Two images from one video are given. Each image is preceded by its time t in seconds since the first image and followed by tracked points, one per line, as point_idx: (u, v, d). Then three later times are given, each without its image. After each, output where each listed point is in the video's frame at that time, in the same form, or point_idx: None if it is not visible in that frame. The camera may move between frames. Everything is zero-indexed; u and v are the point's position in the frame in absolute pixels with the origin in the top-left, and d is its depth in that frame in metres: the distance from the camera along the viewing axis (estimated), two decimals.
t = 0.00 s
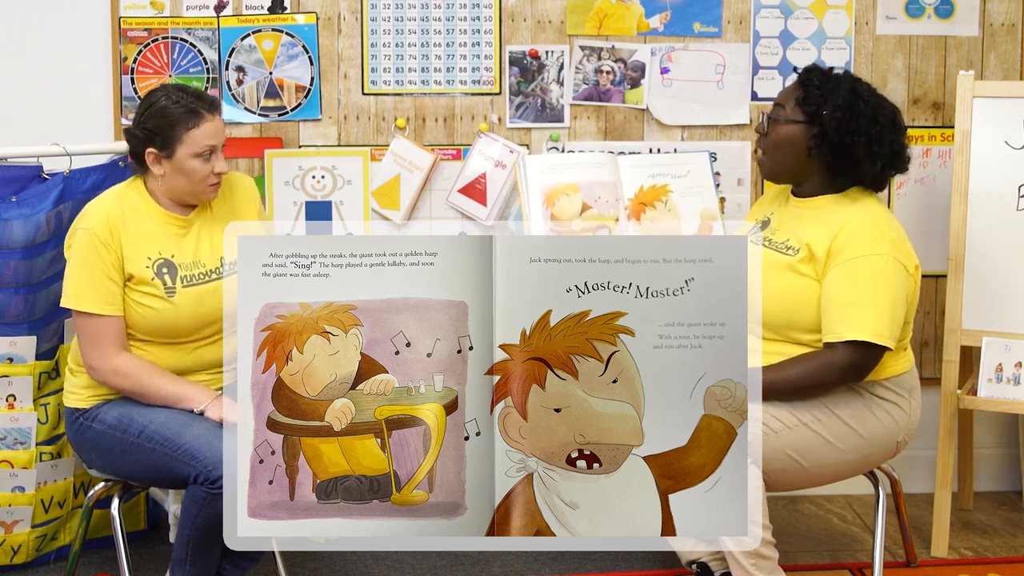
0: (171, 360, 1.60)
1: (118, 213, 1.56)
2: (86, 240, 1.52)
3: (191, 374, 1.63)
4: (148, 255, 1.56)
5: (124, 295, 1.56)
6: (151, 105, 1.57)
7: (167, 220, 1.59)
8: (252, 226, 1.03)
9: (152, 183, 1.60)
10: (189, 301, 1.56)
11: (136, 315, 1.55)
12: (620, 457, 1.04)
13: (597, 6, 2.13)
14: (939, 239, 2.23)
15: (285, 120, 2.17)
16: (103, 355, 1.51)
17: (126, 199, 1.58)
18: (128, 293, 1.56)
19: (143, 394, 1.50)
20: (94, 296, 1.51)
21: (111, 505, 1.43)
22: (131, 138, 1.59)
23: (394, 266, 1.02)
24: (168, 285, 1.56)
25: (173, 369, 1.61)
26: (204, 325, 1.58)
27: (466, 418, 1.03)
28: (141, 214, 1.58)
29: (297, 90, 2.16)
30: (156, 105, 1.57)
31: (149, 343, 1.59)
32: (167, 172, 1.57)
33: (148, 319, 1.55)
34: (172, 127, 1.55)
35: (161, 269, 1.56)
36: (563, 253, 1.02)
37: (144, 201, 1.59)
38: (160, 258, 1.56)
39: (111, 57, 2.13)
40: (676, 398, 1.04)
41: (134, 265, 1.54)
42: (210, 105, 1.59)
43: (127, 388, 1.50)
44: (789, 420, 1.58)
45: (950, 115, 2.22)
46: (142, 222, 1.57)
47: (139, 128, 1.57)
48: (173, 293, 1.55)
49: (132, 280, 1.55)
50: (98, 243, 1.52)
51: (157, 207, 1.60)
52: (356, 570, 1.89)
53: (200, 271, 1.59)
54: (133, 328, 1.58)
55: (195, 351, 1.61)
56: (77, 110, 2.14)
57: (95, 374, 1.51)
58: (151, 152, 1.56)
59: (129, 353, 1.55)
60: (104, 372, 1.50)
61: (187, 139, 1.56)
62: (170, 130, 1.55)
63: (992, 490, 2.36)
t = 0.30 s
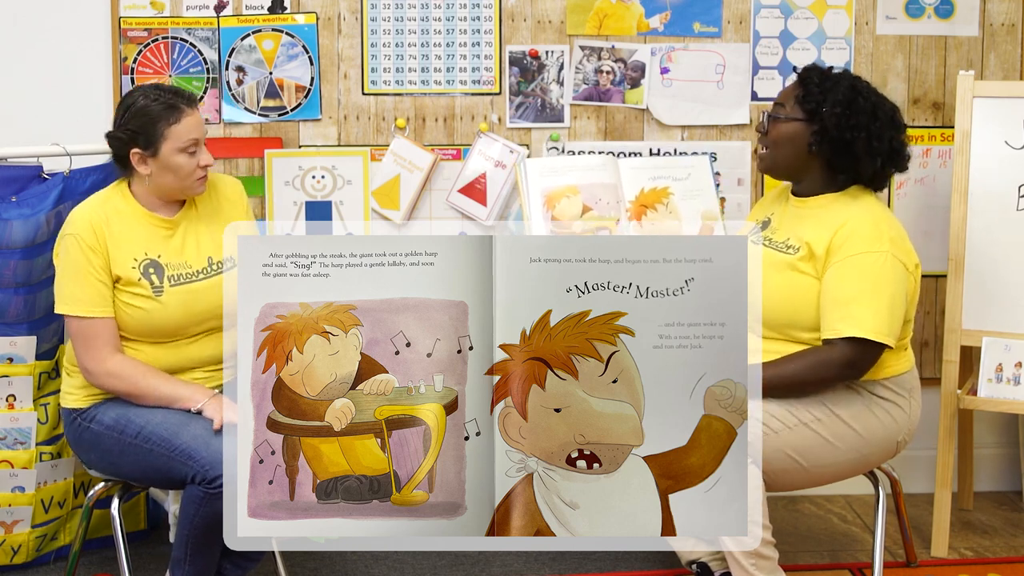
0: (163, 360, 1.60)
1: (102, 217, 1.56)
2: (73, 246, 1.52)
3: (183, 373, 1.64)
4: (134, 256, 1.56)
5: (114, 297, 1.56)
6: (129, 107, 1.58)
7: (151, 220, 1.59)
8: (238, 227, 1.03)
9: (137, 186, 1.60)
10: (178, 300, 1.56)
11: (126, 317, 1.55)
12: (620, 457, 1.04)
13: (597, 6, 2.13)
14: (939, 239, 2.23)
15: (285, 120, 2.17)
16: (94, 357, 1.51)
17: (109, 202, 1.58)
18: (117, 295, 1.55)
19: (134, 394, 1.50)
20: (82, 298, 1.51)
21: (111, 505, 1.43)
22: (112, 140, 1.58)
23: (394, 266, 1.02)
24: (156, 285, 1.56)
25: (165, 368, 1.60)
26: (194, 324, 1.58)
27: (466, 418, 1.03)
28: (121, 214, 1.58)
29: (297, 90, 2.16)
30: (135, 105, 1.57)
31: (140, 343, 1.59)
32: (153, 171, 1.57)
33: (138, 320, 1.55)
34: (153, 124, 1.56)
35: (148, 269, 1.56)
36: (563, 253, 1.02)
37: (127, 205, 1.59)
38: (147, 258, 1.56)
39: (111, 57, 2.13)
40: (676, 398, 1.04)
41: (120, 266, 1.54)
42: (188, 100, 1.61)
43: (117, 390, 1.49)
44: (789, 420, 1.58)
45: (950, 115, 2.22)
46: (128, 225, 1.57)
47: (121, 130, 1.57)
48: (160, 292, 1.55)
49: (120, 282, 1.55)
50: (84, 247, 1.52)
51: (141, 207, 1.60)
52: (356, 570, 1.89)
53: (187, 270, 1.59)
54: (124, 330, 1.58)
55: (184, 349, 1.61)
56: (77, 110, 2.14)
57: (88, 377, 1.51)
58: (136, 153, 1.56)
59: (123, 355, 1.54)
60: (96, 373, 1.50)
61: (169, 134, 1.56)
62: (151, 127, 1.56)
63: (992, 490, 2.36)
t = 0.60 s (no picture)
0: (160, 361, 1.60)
1: (101, 219, 1.56)
2: (73, 247, 1.52)
3: (180, 374, 1.63)
4: (134, 258, 1.56)
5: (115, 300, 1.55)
6: (128, 108, 1.58)
7: (151, 223, 1.59)
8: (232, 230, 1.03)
9: (136, 188, 1.60)
10: (179, 303, 1.56)
11: (126, 319, 1.55)
12: (620, 457, 1.04)
13: (597, 6, 2.13)
14: (939, 239, 2.23)
15: (284, 120, 2.17)
16: (93, 360, 1.50)
17: (108, 204, 1.58)
18: (117, 297, 1.55)
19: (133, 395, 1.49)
20: (84, 301, 1.51)
21: (111, 505, 1.43)
22: (111, 143, 1.57)
23: (394, 266, 1.02)
24: (156, 287, 1.55)
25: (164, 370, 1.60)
26: (193, 325, 1.58)
27: (466, 418, 1.03)
28: (120, 216, 1.58)
29: (297, 90, 2.16)
30: (134, 107, 1.57)
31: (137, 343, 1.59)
32: (154, 172, 1.57)
33: (139, 322, 1.55)
34: (153, 125, 1.56)
35: (148, 272, 1.56)
36: (563, 253, 1.02)
37: (126, 207, 1.59)
38: (146, 261, 1.56)
39: (111, 57, 2.13)
40: (676, 397, 1.04)
41: (120, 268, 1.54)
42: (187, 101, 1.62)
43: (117, 392, 1.49)
44: (789, 420, 1.58)
45: (950, 115, 2.22)
46: (128, 227, 1.57)
47: (120, 132, 1.57)
48: (161, 294, 1.55)
49: (120, 284, 1.55)
50: (86, 249, 1.52)
51: (140, 210, 1.60)
52: (356, 570, 1.89)
53: (187, 272, 1.59)
54: (124, 333, 1.57)
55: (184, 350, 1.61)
56: (77, 110, 2.14)
57: (88, 379, 1.51)
58: (136, 155, 1.56)
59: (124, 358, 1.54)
60: (96, 376, 1.49)
61: (170, 134, 1.57)
62: (152, 128, 1.56)
63: (992, 490, 2.36)
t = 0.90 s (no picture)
0: (160, 360, 1.59)
1: (113, 216, 1.56)
2: (84, 241, 1.52)
3: (180, 373, 1.63)
4: (143, 254, 1.56)
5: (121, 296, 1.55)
6: (141, 105, 1.58)
7: (162, 221, 1.60)
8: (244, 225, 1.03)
9: (149, 185, 1.60)
10: (185, 301, 1.56)
11: (132, 315, 1.55)
12: (620, 458, 1.04)
13: (597, 6, 2.13)
14: (939, 239, 2.23)
15: (285, 120, 2.17)
16: (97, 355, 1.50)
17: (120, 201, 1.58)
18: (124, 293, 1.55)
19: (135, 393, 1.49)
20: (90, 295, 1.51)
21: (111, 505, 1.43)
22: (124, 140, 1.58)
23: (394, 265, 1.02)
24: (164, 284, 1.56)
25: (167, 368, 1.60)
26: (199, 325, 1.58)
27: (466, 419, 1.03)
28: (134, 215, 1.58)
29: (297, 90, 2.16)
30: (146, 105, 1.58)
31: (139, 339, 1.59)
32: (166, 169, 1.58)
33: (144, 318, 1.55)
34: (165, 122, 1.56)
35: (156, 269, 1.56)
36: (563, 253, 1.02)
37: (138, 204, 1.59)
38: (156, 258, 1.57)
39: (111, 56, 2.13)
40: (676, 398, 1.04)
41: (129, 264, 1.54)
42: (200, 100, 1.62)
43: (118, 389, 1.49)
44: (789, 420, 1.58)
45: (950, 115, 2.22)
46: (139, 224, 1.58)
47: (133, 129, 1.58)
48: (169, 291, 1.56)
49: (128, 280, 1.55)
50: (97, 245, 1.53)
51: (152, 207, 1.60)
52: (356, 570, 1.89)
53: (195, 271, 1.60)
54: (129, 329, 1.57)
55: (187, 349, 1.61)
56: (77, 110, 2.14)
57: (90, 375, 1.51)
58: (148, 151, 1.56)
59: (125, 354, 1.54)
60: (100, 372, 1.49)
61: (181, 132, 1.57)
62: (163, 126, 1.56)
63: (992, 490, 2.36)
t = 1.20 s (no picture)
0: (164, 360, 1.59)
1: (126, 215, 1.56)
2: (97, 241, 1.52)
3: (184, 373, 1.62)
4: (155, 256, 1.56)
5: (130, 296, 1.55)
6: (151, 105, 1.59)
7: (173, 223, 1.60)
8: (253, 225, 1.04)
9: (161, 184, 1.61)
10: (196, 303, 1.56)
11: (141, 316, 1.55)
12: (620, 457, 1.04)
13: (597, 6, 2.13)
14: (939, 238, 2.23)
15: (285, 120, 2.17)
16: (103, 355, 1.50)
17: (133, 201, 1.58)
18: (134, 294, 1.55)
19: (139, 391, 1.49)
20: (100, 295, 1.51)
21: (111, 505, 1.43)
22: (136, 139, 1.58)
23: (394, 265, 1.02)
24: (176, 286, 1.57)
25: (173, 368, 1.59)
26: (207, 327, 1.57)
27: (466, 419, 1.03)
28: (147, 216, 1.58)
29: (297, 90, 2.16)
30: (157, 104, 1.59)
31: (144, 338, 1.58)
32: (178, 167, 1.58)
33: (153, 319, 1.55)
34: (177, 120, 1.57)
35: (168, 271, 1.57)
36: (563, 253, 1.02)
37: (151, 205, 1.60)
38: (167, 259, 1.57)
39: (111, 56, 2.13)
40: (676, 398, 1.04)
41: (140, 265, 1.55)
42: (211, 98, 1.62)
43: (122, 388, 1.49)
44: (789, 420, 1.58)
45: (950, 115, 2.22)
46: (151, 225, 1.58)
47: (145, 128, 1.58)
48: (180, 293, 1.57)
49: (138, 280, 1.55)
50: (108, 244, 1.52)
51: (164, 209, 1.61)
52: (356, 571, 1.89)
53: (206, 274, 1.62)
54: (137, 329, 1.57)
55: (194, 350, 1.60)
56: (77, 110, 2.14)
57: (95, 374, 1.51)
58: (160, 150, 1.57)
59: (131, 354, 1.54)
60: (107, 373, 1.49)
61: (193, 130, 1.58)
62: (175, 124, 1.57)
63: (992, 490, 2.36)
